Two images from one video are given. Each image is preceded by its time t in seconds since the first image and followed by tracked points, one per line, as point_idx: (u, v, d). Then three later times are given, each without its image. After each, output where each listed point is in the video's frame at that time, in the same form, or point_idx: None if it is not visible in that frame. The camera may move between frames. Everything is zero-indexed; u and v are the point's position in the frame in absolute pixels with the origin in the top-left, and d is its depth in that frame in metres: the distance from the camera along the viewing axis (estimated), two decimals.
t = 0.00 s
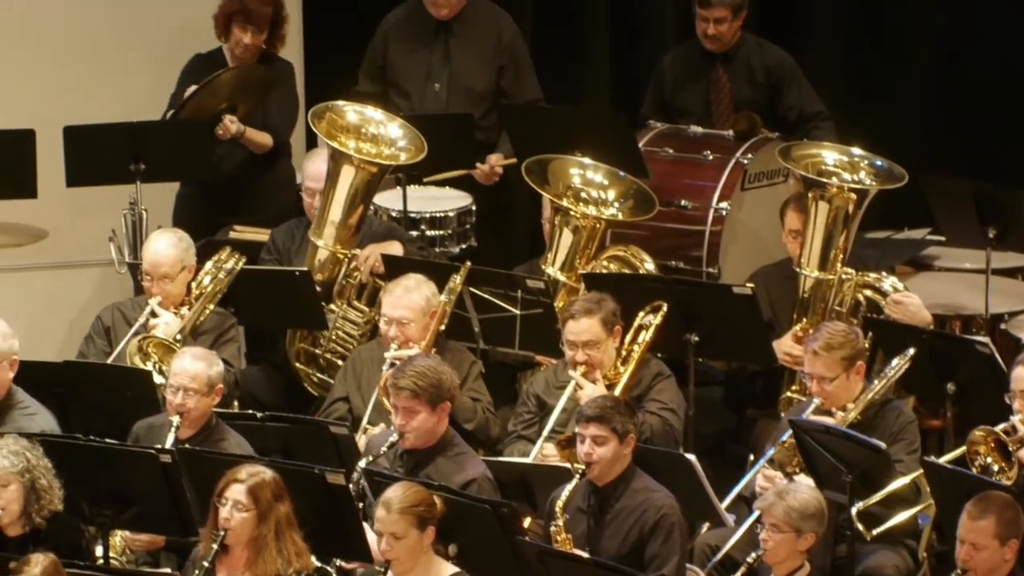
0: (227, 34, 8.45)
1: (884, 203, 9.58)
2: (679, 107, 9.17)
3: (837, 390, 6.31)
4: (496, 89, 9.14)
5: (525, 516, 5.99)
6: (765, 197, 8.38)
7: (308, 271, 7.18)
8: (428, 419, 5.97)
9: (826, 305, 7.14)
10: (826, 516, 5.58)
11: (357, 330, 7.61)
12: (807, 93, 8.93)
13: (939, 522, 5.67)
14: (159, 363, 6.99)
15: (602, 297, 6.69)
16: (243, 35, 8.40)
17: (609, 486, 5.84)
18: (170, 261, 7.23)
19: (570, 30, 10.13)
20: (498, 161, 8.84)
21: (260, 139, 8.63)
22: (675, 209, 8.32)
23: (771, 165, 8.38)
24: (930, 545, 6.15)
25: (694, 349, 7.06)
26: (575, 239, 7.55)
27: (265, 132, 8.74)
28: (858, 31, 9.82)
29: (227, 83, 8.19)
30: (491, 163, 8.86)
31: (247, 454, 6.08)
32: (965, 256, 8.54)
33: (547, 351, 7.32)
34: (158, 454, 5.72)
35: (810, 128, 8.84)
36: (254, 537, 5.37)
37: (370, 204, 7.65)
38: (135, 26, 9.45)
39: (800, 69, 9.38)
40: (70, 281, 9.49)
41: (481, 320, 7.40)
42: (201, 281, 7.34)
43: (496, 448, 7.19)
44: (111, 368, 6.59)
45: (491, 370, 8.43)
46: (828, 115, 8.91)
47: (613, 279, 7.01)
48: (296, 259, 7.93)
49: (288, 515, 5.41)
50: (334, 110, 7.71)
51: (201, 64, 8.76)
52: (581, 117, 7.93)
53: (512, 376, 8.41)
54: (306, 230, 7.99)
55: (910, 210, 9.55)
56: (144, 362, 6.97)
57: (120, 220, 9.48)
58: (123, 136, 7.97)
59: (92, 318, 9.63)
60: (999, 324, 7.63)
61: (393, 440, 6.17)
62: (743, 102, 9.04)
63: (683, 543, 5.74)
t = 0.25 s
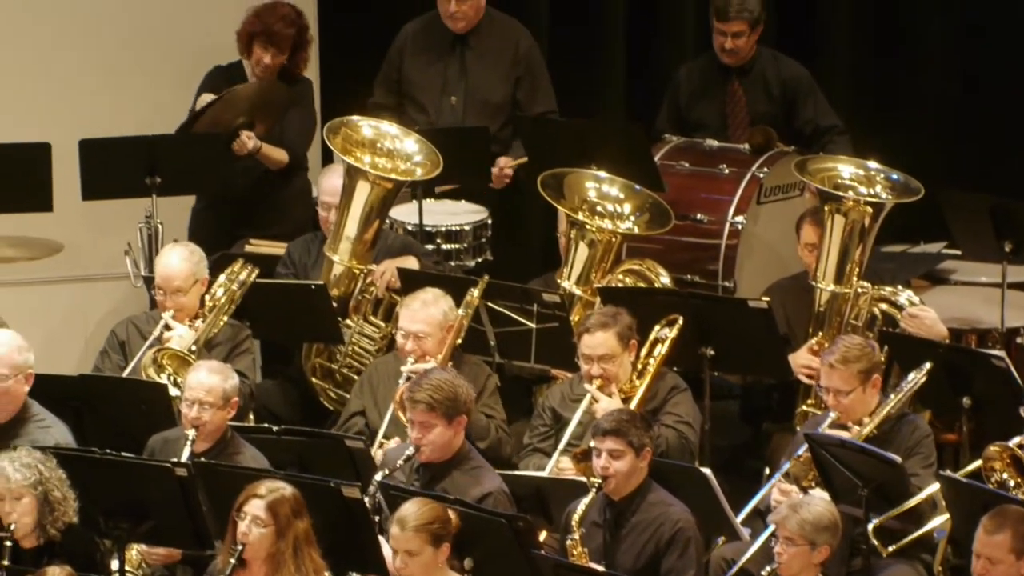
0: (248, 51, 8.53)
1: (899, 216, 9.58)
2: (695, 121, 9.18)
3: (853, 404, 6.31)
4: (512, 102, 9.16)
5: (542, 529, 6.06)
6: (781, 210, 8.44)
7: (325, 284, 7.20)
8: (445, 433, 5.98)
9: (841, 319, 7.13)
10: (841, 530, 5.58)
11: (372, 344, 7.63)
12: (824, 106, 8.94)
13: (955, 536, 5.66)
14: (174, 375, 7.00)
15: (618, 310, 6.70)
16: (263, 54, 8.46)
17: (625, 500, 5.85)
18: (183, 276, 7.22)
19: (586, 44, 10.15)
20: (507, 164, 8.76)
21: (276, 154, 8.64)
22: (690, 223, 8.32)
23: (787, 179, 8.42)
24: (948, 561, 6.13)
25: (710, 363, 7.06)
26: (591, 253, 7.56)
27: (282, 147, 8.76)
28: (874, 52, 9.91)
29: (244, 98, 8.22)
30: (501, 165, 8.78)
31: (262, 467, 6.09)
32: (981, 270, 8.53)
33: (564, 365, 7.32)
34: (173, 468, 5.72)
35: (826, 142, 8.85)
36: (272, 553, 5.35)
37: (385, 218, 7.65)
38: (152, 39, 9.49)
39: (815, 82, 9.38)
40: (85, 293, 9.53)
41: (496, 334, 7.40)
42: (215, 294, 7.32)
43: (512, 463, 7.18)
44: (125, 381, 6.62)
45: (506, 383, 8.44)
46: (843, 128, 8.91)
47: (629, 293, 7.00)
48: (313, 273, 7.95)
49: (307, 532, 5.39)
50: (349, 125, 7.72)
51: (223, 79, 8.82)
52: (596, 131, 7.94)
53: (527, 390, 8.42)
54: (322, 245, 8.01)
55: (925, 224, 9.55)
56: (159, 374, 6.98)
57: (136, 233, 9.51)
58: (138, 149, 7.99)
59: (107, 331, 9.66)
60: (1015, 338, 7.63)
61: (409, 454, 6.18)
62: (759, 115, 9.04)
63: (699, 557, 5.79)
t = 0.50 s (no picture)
0: (258, 53, 8.50)
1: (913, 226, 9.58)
2: (710, 131, 9.19)
3: (865, 414, 6.30)
4: (528, 111, 9.18)
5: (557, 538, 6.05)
6: (795, 221, 8.47)
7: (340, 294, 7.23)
8: (460, 443, 5.99)
9: (856, 329, 7.14)
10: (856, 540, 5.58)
11: (386, 354, 7.65)
12: (838, 115, 8.94)
13: (970, 546, 5.66)
14: (186, 384, 7.02)
15: (633, 320, 6.71)
16: (274, 52, 8.43)
17: (640, 510, 5.86)
18: (193, 286, 7.18)
19: (600, 54, 10.17)
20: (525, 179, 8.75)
21: (287, 161, 8.62)
22: (705, 233, 8.33)
23: (802, 190, 8.47)
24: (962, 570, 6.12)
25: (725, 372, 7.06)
26: (605, 263, 7.57)
27: (293, 154, 8.76)
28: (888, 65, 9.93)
29: (256, 107, 8.27)
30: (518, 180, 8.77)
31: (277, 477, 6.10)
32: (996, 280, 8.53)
33: (578, 374, 7.33)
34: (188, 477, 5.74)
35: (840, 151, 8.85)
36: (289, 565, 5.22)
37: (399, 228, 7.68)
38: (166, 50, 9.59)
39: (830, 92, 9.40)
40: (99, 302, 9.58)
41: (510, 343, 7.41)
42: (226, 302, 7.31)
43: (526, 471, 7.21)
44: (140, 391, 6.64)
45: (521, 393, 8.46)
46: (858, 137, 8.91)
47: (644, 303, 7.01)
48: (326, 282, 7.97)
49: (324, 545, 5.28)
50: (363, 135, 7.74)
51: (230, 86, 8.79)
52: (611, 140, 7.95)
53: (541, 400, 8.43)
54: (335, 255, 8.03)
55: (940, 233, 9.55)
56: (171, 384, 7.01)
57: (151, 242, 9.54)
58: (153, 159, 8.02)
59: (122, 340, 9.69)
60: None
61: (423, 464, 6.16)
62: (774, 125, 9.05)
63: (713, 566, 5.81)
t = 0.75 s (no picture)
0: (262, 49, 8.52)
1: (926, 232, 9.58)
2: (723, 137, 9.20)
3: (871, 419, 6.31)
4: (542, 117, 9.20)
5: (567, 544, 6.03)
6: (808, 227, 8.45)
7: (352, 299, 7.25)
8: (474, 449, 5.99)
9: (869, 334, 7.14)
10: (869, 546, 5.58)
11: (398, 360, 7.66)
12: (852, 122, 8.94)
13: (982, 552, 5.66)
14: (197, 389, 7.01)
15: (646, 326, 6.71)
16: (278, 46, 8.46)
17: (653, 516, 5.86)
18: (201, 292, 7.21)
19: (615, 60, 10.19)
20: (544, 185, 8.83)
21: (298, 163, 8.58)
22: (718, 238, 8.32)
23: (815, 196, 8.45)
24: None
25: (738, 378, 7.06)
26: (617, 268, 7.56)
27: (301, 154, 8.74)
28: (905, 76, 9.94)
29: (262, 107, 8.22)
30: (537, 187, 8.85)
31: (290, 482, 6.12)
32: (1009, 286, 8.53)
33: (590, 381, 7.33)
34: (200, 482, 5.76)
35: (853, 157, 8.85)
36: (303, 571, 5.20)
37: (410, 234, 7.68)
38: (184, 55, 9.60)
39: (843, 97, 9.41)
40: (112, 305, 9.62)
41: (523, 348, 7.42)
42: (237, 307, 7.28)
43: (539, 477, 7.21)
44: (153, 396, 6.66)
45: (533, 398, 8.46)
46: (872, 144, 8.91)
47: (658, 309, 7.01)
48: (338, 287, 7.99)
49: (339, 551, 5.27)
50: (372, 141, 7.79)
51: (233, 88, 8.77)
52: (624, 146, 7.97)
53: (553, 406, 8.44)
54: (347, 260, 8.05)
55: (953, 240, 9.55)
56: (182, 388, 6.99)
57: (165, 247, 9.57)
58: (167, 164, 8.04)
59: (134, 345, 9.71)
60: None
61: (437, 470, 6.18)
62: (787, 131, 9.06)
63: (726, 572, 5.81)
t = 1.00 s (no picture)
0: (257, 51, 8.57)
1: (938, 235, 9.58)
2: (735, 140, 9.20)
3: (877, 421, 6.30)
4: (553, 121, 9.19)
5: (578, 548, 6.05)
6: (819, 229, 8.47)
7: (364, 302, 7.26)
8: (486, 453, 6.00)
9: (880, 337, 7.14)
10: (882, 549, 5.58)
11: (409, 362, 7.67)
12: (863, 126, 8.94)
13: (995, 556, 5.65)
14: (205, 390, 7.02)
15: (659, 330, 6.72)
16: (273, 46, 8.51)
17: (664, 519, 5.86)
18: (208, 295, 7.22)
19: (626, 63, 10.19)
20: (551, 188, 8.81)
21: (298, 167, 8.65)
22: (729, 242, 8.33)
23: (827, 199, 8.49)
24: None
25: (750, 382, 7.06)
26: (628, 271, 7.58)
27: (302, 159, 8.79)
28: (916, 79, 9.93)
29: (265, 112, 8.30)
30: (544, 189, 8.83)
31: (302, 486, 6.14)
32: (1021, 289, 8.51)
33: (602, 385, 7.32)
34: (212, 486, 5.78)
35: (865, 160, 8.84)
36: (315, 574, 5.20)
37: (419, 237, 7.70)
38: (198, 58, 9.62)
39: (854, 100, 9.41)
40: (124, 310, 9.65)
41: (535, 351, 7.43)
42: (243, 308, 7.32)
43: (550, 481, 7.22)
44: (166, 399, 6.68)
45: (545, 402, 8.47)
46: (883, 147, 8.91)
47: (670, 312, 7.03)
48: (348, 291, 8.00)
49: (350, 554, 5.27)
50: (383, 143, 7.83)
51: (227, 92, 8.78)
52: (635, 150, 7.97)
53: (564, 410, 8.45)
54: (357, 264, 8.06)
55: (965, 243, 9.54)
56: (190, 390, 7.01)
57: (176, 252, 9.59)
58: (178, 168, 8.06)
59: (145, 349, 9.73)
60: None
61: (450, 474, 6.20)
62: (799, 134, 9.05)
63: None
